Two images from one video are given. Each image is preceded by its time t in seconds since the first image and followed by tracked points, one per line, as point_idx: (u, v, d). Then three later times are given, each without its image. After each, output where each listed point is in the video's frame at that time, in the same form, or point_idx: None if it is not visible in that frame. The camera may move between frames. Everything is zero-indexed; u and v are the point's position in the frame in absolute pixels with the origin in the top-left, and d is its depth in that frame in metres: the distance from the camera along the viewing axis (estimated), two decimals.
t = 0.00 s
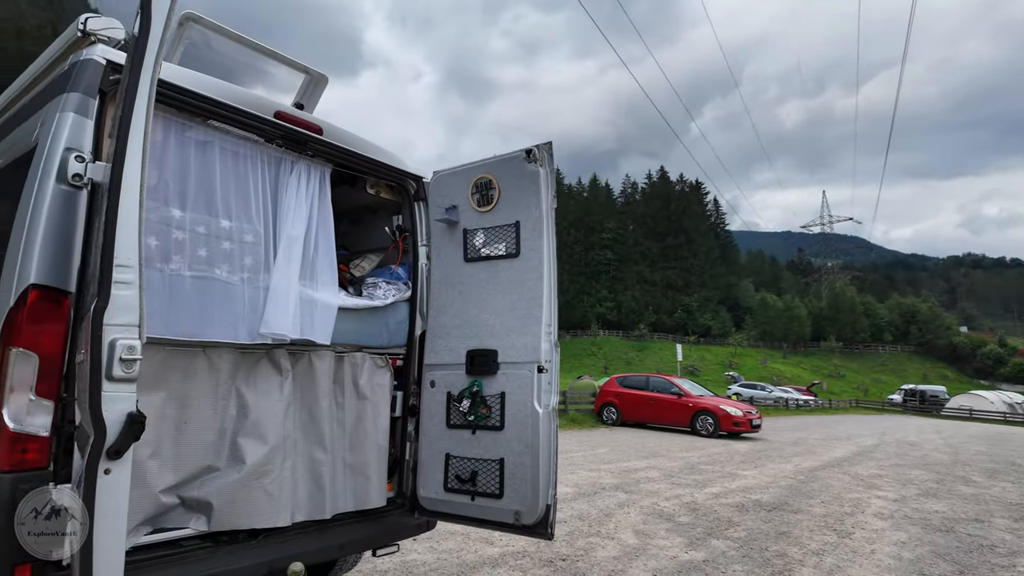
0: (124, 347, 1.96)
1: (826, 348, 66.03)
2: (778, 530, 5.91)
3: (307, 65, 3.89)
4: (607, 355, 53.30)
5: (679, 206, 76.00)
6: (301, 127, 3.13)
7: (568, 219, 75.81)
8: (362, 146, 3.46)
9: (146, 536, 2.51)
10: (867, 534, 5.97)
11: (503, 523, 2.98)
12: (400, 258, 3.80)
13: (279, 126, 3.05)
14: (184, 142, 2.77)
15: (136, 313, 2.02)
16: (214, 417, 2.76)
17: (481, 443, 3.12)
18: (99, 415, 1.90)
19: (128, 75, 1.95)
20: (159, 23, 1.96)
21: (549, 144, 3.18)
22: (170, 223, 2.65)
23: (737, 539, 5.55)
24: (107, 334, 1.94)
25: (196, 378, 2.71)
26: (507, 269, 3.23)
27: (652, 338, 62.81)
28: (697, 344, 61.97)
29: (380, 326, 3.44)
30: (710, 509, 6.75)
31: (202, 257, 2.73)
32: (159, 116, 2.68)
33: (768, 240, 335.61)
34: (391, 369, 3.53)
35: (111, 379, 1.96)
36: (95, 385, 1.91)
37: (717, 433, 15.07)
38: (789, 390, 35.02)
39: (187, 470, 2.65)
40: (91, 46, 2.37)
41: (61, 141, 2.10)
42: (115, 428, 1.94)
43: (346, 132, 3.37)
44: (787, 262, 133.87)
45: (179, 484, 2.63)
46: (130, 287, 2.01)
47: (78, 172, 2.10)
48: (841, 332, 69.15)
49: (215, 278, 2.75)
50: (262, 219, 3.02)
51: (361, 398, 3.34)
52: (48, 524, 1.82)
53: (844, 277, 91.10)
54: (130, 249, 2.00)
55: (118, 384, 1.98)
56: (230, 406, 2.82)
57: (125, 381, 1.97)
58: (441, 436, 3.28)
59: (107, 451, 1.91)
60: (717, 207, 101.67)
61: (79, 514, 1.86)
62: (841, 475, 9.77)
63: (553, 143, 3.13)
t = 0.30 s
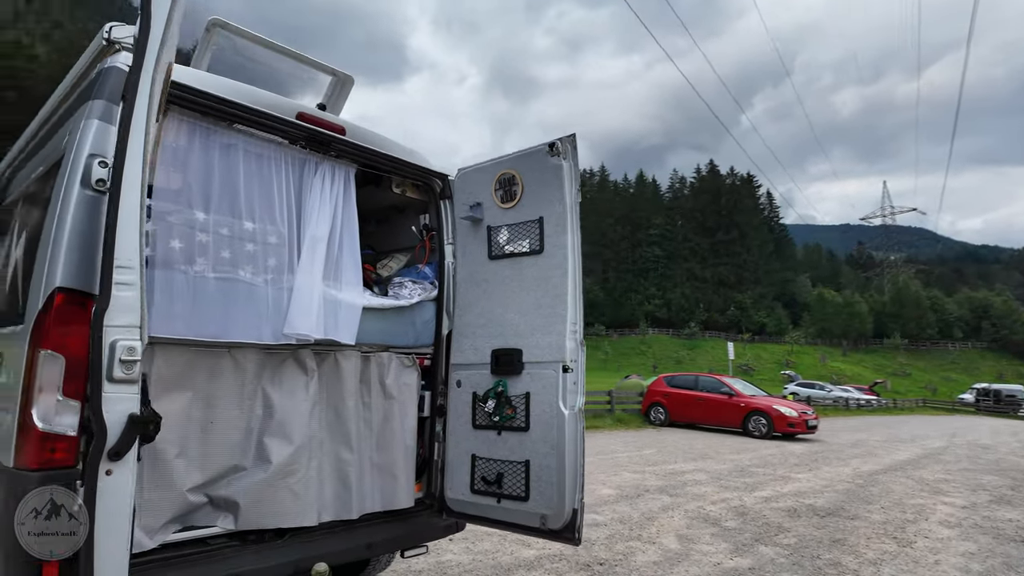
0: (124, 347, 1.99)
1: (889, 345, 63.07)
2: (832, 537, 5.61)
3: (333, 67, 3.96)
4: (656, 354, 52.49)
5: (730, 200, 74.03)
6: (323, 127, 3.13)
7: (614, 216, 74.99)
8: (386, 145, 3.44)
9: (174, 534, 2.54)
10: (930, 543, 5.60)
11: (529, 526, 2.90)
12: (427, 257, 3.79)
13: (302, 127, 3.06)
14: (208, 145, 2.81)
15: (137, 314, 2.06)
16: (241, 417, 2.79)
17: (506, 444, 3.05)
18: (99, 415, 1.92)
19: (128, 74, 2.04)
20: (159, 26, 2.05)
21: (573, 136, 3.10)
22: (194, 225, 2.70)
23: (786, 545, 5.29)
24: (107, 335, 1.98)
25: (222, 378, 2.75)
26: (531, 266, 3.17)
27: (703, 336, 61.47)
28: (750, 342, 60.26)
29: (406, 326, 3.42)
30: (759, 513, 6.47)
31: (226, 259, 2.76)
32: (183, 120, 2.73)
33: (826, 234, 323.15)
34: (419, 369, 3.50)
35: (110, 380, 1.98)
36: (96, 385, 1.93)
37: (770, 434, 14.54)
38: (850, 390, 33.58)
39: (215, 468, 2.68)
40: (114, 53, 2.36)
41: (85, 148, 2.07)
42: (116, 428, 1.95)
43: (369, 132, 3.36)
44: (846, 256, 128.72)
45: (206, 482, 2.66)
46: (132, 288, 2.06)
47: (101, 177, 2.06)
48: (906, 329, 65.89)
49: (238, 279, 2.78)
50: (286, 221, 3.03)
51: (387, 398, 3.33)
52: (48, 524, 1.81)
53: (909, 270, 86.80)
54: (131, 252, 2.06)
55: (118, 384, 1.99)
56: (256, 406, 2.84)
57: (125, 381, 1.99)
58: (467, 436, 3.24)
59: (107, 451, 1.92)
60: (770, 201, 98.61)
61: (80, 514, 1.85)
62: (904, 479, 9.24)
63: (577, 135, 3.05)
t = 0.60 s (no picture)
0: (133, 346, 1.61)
1: (993, 341, 58.05)
2: (917, 550, 5.15)
3: (371, 70, 4.02)
4: (731, 352, 50.69)
5: (809, 190, 70.38)
6: (357, 129, 3.15)
7: (685, 211, 73.00)
8: (422, 145, 3.43)
9: (217, 529, 2.62)
10: None
11: (567, 530, 2.81)
12: (466, 256, 3.79)
13: (336, 130, 3.09)
14: (244, 151, 2.90)
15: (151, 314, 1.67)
16: (280, 416, 2.83)
17: (544, 445, 2.97)
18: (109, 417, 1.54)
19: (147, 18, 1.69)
20: None
21: (607, 125, 2.99)
22: (231, 229, 2.79)
23: (863, 557, 4.91)
24: (116, 335, 1.60)
25: (262, 377, 2.80)
26: (566, 261, 3.09)
27: (783, 333, 58.81)
28: (834, 339, 57.10)
29: (444, 324, 3.42)
30: (835, 521, 6.03)
31: (263, 261, 2.84)
32: (219, 128, 2.83)
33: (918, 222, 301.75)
34: (458, 367, 3.48)
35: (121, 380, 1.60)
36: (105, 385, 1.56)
37: (853, 436, 13.66)
38: (947, 389, 31.12)
39: (255, 466, 2.74)
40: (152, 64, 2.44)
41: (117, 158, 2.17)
42: (126, 428, 1.57)
43: (404, 132, 3.36)
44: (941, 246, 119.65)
45: (247, 479, 2.72)
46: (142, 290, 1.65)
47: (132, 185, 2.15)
48: (1013, 322, 60.54)
49: (275, 280, 2.85)
50: (322, 222, 3.08)
51: (426, 397, 3.32)
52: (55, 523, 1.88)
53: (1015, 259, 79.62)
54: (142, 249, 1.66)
55: (131, 385, 1.61)
56: (296, 404, 2.88)
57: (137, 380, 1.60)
58: (505, 436, 3.18)
59: (117, 449, 1.54)
60: (854, 189, 93.04)
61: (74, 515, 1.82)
62: (1006, 487, 8.41)
63: (611, 124, 2.94)
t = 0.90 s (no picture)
0: (138, 343, 1.62)
1: None
2: (978, 560, 4.84)
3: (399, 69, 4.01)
4: (786, 351, 49.07)
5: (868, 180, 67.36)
6: (380, 127, 3.16)
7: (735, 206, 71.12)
8: (445, 141, 3.41)
9: (242, 523, 2.68)
10: None
11: (590, 532, 2.74)
12: (492, 252, 3.76)
13: (360, 129, 3.10)
14: (269, 152, 2.94)
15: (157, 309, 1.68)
16: (304, 412, 2.87)
17: (567, 445, 2.92)
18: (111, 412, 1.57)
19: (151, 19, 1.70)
20: None
21: (629, 114, 2.90)
22: (255, 229, 2.83)
23: (917, 566, 4.64)
24: (123, 331, 1.61)
25: (286, 375, 2.84)
26: (590, 256, 3.02)
27: (841, 331, 56.56)
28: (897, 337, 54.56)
29: (469, 321, 3.40)
30: (888, 527, 5.73)
31: (286, 260, 2.87)
32: (246, 129, 2.88)
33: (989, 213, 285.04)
34: (484, 365, 3.46)
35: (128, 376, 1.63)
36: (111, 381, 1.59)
37: (914, 438, 12.98)
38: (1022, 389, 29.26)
39: (280, 462, 2.78)
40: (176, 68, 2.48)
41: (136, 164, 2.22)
42: (132, 424, 1.59)
43: (427, 130, 3.34)
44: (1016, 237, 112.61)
45: (272, 475, 2.77)
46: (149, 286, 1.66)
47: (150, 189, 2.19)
48: None
49: (298, 279, 2.88)
50: (344, 221, 3.10)
51: (451, 395, 3.30)
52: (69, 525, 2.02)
53: None
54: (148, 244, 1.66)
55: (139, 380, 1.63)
56: (320, 401, 2.91)
57: (142, 376, 1.62)
58: (530, 435, 3.13)
59: (122, 444, 1.57)
60: (917, 179, 88.55)
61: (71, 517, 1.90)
62: None
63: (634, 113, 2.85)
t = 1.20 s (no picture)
0: (103, 336, 1.60)
1: None
2: (996, 562, 4.69)
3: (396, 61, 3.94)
4: (806, 349, 48.45)
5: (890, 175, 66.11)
6: (372, 119, 3.11)
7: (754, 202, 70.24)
8: (440, 133, 3.35)
9: (230, 519, 2.66)
10: None
11: (583, 531, 2.67)
12: (490, 246, 3.70)
13: (352, 120, 3.05)
14: (260, 145, 2.91)
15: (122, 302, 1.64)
16: (294, 408, 2.84)
17: (561, 441, 2.85)
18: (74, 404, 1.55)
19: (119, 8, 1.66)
20: None
21: (625, 103, 2.81)
22: (244, 223, 2.80)
23: (931, 568, 4.50)
24: (88, 324, 1.59)
25: (276, 370, 2.81)
26: (585, 248, 2.94)
27: (862, 329, 55.69)
28: (919, 335, 53.56)
29: (465, 316, 3.34)
30: (903, 528, 5.58)
31: (276, 253, 2.83)
32: (236, 122, 2.84)
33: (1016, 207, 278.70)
34: (480, 361, 3.41)
35: (92, 369, 1.60)
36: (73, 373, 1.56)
37: (935, 437, 12.68)
38: None
39: (269, 458, 2.76)
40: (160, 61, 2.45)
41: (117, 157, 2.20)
42: (95, 418, 1.57)
43: (421, 121, 3.29)
44: None
45: (262, 471, 2.75)
46: (114, 278, 1.62)
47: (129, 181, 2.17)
48: None
49: (287, 273, 2.83)
50: (336, 214, 3.05)
51: (445, 390, 3.25)
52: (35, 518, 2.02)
53: None
54: (115, 237, 1.62)
55: (103, 373, 1.61)
56: (311, 396, 2.88)
57: (106, 369, 1.59)
58: (525, 432, 3.07)
59: (83, 438, 1.54)
60: (941, 173, 86.79)
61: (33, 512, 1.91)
62: None
63: (630, 100, 2.76)
